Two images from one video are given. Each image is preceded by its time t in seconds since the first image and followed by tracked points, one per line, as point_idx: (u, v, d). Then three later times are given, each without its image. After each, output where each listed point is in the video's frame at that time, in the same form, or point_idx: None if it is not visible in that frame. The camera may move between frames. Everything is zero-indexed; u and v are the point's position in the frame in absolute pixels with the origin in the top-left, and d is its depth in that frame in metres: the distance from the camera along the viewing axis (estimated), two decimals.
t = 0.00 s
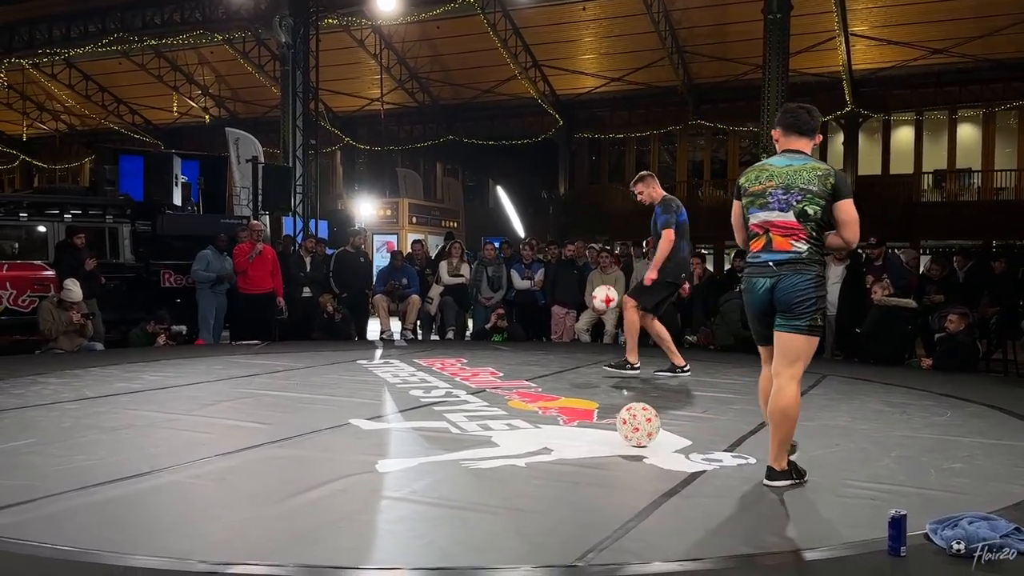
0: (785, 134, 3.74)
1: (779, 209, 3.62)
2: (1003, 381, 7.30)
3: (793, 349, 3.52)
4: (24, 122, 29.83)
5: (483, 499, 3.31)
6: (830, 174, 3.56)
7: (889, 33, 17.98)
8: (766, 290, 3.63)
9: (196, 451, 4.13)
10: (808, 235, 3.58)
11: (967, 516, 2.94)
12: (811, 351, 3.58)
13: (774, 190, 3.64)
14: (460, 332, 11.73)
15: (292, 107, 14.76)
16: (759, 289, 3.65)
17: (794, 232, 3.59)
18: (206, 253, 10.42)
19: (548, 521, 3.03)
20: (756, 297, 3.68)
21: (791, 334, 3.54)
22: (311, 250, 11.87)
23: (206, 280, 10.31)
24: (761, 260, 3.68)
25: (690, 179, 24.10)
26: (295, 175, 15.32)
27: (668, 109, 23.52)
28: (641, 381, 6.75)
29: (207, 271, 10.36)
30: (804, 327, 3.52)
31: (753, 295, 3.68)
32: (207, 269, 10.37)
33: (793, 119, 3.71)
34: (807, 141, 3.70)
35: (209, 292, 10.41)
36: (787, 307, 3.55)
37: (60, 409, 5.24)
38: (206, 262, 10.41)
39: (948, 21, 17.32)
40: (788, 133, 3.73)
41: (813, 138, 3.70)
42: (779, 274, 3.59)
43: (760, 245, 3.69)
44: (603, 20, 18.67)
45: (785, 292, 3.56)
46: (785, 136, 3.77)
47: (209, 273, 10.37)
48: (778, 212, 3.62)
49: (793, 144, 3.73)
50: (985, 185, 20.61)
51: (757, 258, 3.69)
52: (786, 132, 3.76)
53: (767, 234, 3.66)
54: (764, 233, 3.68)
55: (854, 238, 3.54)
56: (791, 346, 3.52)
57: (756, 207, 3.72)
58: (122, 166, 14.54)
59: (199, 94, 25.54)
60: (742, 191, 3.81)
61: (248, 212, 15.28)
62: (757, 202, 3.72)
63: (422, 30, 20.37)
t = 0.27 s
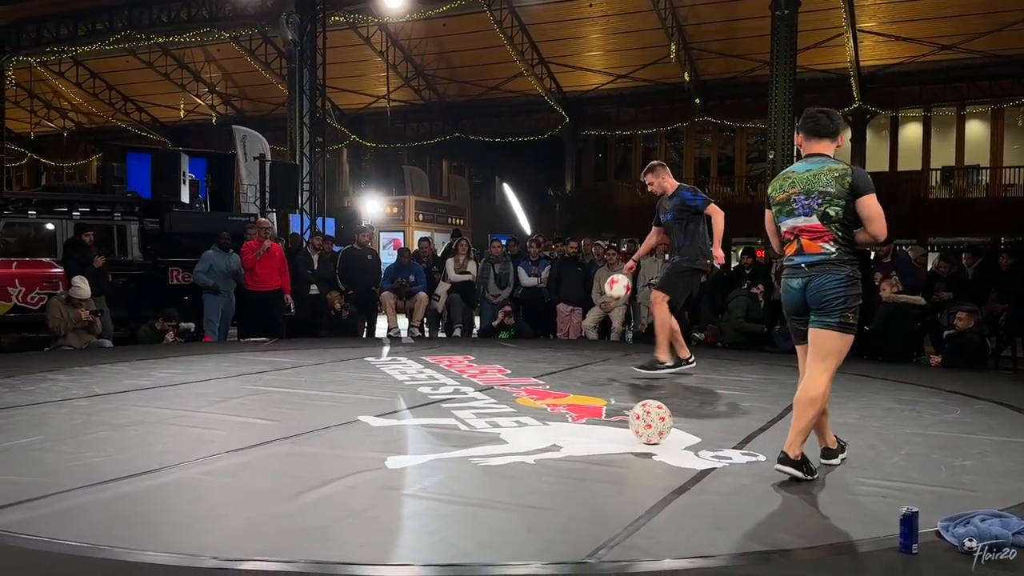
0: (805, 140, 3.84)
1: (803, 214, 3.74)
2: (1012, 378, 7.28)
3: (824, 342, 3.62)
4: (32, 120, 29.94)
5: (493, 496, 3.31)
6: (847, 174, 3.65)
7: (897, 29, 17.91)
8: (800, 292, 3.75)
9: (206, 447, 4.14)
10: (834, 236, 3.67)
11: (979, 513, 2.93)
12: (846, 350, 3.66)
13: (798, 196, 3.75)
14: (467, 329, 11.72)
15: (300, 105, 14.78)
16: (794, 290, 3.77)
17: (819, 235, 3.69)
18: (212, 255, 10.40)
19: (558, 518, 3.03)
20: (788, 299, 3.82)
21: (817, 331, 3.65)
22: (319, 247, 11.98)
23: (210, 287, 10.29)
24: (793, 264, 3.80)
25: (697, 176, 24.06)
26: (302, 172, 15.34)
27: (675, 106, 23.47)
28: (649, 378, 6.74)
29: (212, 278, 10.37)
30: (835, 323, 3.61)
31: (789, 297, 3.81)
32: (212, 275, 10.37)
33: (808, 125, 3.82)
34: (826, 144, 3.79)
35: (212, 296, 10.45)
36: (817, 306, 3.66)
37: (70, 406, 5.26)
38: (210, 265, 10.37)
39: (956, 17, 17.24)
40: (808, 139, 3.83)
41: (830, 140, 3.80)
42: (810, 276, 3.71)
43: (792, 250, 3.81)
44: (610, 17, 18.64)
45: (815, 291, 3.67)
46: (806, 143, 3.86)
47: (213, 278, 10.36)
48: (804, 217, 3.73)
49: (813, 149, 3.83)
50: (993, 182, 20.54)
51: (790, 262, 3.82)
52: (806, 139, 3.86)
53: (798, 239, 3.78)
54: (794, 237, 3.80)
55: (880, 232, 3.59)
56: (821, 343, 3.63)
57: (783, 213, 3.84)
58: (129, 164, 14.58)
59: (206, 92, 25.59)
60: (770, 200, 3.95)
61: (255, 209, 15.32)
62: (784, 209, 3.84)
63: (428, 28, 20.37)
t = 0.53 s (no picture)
0: (825, 139, 3.98)
1: (824, 211, 3.87)
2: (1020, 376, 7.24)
3: (888, 339, 3.81)
4: (38, 119, 30.02)
5: (500, 493, 3.31)
6: (867, 170, 3.76)
7: (903, 26, 17.84)
8: (824, 286, 3.87)
9: (212, 445, 4.15)
10: (856, 231, 3.79)
11: (989, 511, 2.91)
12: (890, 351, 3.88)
13: (819, 194, 3.89)
14: (473, 327, 11.71)
15: (305, 104, 14.78)
16: (817, 285, 3.89)
17: (841, 230, 3.82)
18: (212, 252, 10.42)
19: (565, 516, 3.03)
20: (817, 291, 3.91)
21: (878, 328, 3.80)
22: (325, 245, 12.00)
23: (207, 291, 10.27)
24: (816, 259, 3.93)
25: (702, 174, 24.01)
26: (308, 170, 15.35)
27: (681, 103, 23.42)
28: (655, 376, 6.72)
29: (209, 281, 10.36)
30: (875, 323, 3.78)
31: (813, 291, 3.93)
32: (210, 278, 10.38)
33: (828, 123, 3.94)
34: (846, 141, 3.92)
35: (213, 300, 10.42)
36: (846, 301, 3.80)
37: (77, 404, 5.27)
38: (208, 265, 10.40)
39: (962, 13, 17.16)
40: (829, 138, 3.96)
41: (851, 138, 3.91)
42: (834, 270, 3.84)
43: (816, 246, 3.94)
44: (614, 14, 18.61)
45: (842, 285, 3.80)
46: (828, 141, 3.98)
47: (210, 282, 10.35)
48: (826, 214, 3.86)
49: (835, 147, 3.95)
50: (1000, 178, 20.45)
51: (814, 258, 3.95)
52: (827, 138, 3.98)
53: (821, 235, 3.90)
54: (817, 234, 3.93)
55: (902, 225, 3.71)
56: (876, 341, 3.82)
57: (807, 211, 3.97)
58: (136, 162, 14.62)
59: (211, 90, 25.63)
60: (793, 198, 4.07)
61: (261, 207, 15.33)
62: (807, 206, 3.97)
63: (433, 25, 20.36)
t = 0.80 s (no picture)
0: (856, 136, 3.96)
1: (854, 209, 3.85)
2: None
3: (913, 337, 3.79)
4: (43, 118, 30.07)
5: (505, 491, 3.31)
6: (901, 173, 3.77)
7: (908, 22, 17.78)
8: (849, 285, 3.85)
9: (217, 443, 4.16)
10: (885, 232, 3.80)
11: (995, 509, 2.91)
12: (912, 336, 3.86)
13: (850, 192, 3.87)
14: (477, 325, 11.71)
15: (309, 103, 14.80)
16: (841, 283, 3.87)
17: (870, 230, 3.82)
18: (218, 251, 10.54)
19: (570, 514, 3.03)
20: (839, 287, 3.88)
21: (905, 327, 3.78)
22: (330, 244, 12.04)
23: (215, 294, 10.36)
24: (840, 256, 3.91)
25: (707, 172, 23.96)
26: (312, 169, 15.38)
27: (685, 100, 23.42)
28: (660, 374, 6.71)
29: (217, 282, 10.48)
30: (900, 322, 3.77)
31: (836, 288, 3.90)
32: (217, 280, 10.48)
33: (861, 122, 3.92)
34: (878, 142, 3.92)
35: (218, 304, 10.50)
36: (874, 302, 3.79)
37: (82, 402, 5.29)
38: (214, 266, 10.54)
39: (967, 9, 17.11)
40: (861, 136, 3.95)
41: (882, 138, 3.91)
42: (859, 268, 3.83)
43: (841, 243, 3.92)
44: (618, 12, 18.59)
45: (868, 286, 3.80)
46: (858, 140, 3.97)
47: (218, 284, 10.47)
48: (855, 212, 3.86)
49: (865, 146, 3.94)
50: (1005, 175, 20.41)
51: (838, 255, 3.93)
52: (858, 136, 3.97)
53: (847, 233, 3.89)
54: (843, 231, 3.91)
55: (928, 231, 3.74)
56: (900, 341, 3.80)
57: (835, 208, 3.95)
58: (140, 161, 14.65)
59: (216, 89, 25.66)
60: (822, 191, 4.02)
61: (265, 206, 15.36)
62: (834, 203, 3.95)
63: (437, 23, 20.35)
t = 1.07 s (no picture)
0: (896, 135, 3.95)
1: (903, 210, 3.85)
2: None
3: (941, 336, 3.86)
4: (47, 118, 30.14)
5: (509, 491, 3.31)
6: (950, 176, 3.82)
7: (912, 20, 17.75)
8: (894, 284, 3.85)
9: (221, 443, 4.17)
10: (931, 233, 3.84)
11: (999, 507, 2.90)
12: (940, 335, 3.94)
13: (897, 191, 3.86)
14: (480, 324, 11.77)
15: (312, 102, 14.81)
16: (887, 282, 3.85)
17: (917, 231, 3.84)
18: (226, 250, 10.46)
19: (574, 513, 3.03)
20: (883, 290, 3.87)
21: (938, 325, 3.84)
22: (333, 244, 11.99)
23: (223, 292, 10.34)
24: (884, 255, 3.90)
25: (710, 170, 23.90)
26: (315, 168, 15.40)
27: (688, 99, 23.41)
28: (664, 373, 6.71)
29: (223, 282, 10.42)
30: (939, 318, 3.84)
31: (880, 287, 3.88)
32: (224, 280, 10.44)
33: (903, 121, 3.91)
34: (918, 142, 3.94)
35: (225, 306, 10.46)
36: (919, 300, 3.82)
37: (86, 402, 5.31)
38: (222, 264, 10.46)
39: (971, 7, 17.07)
40: (903, 135, 3.93)
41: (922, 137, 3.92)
42: (905, 268, 3.84)
43: (884, 242, 3.91)
44: (621, 10, 18.57)
45: (918, 285, 3.82)
46: (897, 138, 3.95)
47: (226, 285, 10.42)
48: (902, 212, 3.85)
49: (906, 145, 3.94)
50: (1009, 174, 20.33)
51: (880, 254, 3.91)
52: (898, 135, 3.95)
53: (891, 232, 3.88)
54: (886, 230, 3.90)
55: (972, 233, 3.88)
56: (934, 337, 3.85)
57: (879, 206, 3.91)
58: (144, 161, 14.70)
59: (219, 89, 25.69)
60: (863, 190, 3.97)
61: (269, 206, 15.38)
62: (878, 202, 3.92)
63: (440, 23, 20.36)
